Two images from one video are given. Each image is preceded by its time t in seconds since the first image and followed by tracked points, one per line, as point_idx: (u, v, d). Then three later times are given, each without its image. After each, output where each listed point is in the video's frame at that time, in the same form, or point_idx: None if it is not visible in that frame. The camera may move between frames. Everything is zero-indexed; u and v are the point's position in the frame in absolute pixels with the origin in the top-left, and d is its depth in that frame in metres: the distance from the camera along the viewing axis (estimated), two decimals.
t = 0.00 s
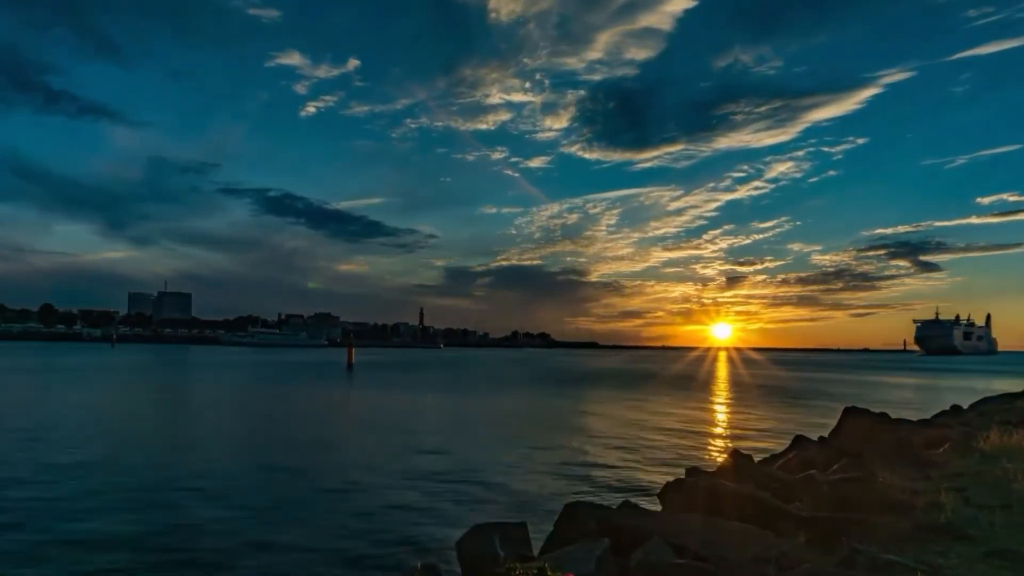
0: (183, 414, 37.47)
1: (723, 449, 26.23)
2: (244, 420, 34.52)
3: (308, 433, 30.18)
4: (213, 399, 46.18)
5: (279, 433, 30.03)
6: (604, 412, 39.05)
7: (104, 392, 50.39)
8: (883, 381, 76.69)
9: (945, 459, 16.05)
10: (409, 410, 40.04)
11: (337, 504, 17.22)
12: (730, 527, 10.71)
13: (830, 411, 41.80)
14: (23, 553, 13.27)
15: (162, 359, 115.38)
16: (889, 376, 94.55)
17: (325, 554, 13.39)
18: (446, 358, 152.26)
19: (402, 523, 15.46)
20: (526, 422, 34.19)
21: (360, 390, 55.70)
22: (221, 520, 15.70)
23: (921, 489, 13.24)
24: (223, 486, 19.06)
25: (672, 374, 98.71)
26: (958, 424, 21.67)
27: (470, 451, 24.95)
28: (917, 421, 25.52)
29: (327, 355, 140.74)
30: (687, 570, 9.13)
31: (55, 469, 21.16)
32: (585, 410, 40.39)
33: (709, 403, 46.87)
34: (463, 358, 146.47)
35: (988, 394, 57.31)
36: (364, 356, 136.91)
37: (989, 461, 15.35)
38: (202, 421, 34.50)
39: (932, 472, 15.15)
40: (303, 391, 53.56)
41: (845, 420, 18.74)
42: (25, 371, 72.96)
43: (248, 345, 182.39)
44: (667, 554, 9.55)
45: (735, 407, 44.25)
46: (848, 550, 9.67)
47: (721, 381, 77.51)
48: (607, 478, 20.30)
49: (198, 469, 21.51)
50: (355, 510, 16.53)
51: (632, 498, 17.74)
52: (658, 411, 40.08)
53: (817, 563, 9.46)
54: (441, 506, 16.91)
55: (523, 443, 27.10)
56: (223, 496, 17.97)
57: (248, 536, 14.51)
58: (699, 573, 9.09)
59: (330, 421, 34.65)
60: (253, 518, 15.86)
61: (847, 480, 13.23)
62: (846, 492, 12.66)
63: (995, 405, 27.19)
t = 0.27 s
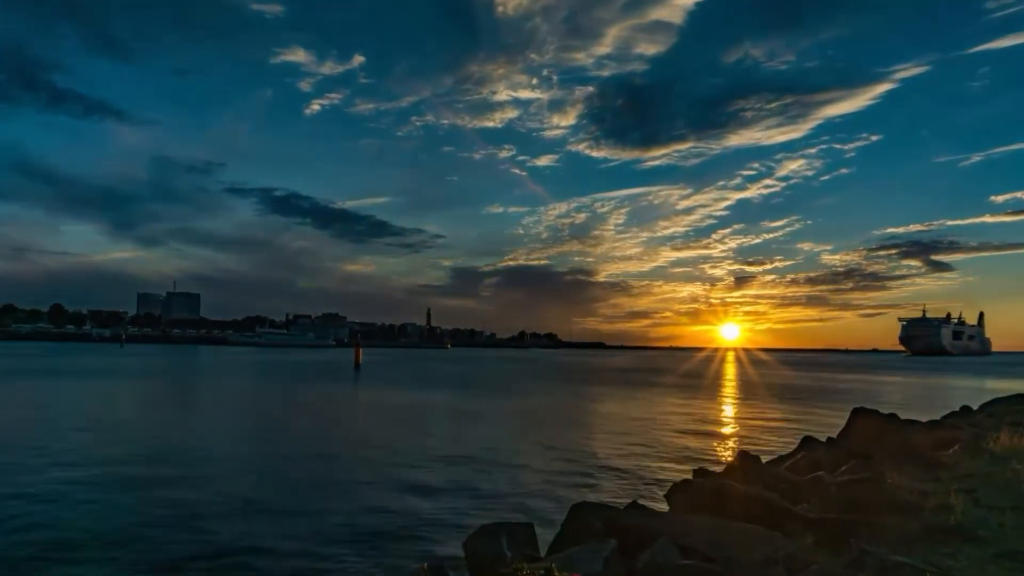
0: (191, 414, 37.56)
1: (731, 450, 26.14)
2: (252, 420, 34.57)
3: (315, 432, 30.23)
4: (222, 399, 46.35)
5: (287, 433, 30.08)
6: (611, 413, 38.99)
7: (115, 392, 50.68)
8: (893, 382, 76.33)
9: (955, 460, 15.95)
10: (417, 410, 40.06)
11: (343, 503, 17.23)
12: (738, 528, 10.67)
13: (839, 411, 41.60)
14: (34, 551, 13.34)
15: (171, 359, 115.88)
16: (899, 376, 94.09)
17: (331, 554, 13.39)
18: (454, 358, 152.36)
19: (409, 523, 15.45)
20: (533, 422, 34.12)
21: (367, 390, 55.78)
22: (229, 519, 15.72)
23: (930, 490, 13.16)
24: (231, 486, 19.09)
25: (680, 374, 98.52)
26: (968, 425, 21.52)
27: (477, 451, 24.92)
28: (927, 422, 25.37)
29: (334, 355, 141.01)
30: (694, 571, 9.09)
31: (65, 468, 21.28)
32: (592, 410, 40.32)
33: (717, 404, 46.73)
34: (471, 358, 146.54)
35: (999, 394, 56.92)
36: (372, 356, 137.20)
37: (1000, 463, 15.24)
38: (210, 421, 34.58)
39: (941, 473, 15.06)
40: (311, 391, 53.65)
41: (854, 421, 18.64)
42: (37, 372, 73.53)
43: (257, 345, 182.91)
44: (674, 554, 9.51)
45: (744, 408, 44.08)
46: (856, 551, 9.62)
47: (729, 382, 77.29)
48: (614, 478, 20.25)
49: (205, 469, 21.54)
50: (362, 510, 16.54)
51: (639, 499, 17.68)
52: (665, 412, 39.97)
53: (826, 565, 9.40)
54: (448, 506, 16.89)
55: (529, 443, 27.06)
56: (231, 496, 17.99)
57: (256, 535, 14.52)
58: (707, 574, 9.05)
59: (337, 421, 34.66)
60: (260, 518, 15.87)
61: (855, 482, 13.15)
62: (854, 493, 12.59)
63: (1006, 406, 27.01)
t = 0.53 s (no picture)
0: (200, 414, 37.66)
1: (740, 450, 26.06)
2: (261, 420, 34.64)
3: (324, 432, 30.29)
4: (232, 399, 46.50)
5: (296, 433, 30.16)
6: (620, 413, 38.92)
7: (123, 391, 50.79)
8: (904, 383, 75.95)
9: (966, 462, 15.84)
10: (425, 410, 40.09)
11: (352, 503, 17.26)
12: (747, 529, 10.63)
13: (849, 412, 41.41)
14: (44, 550, 13.38)
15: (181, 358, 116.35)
16: (909, 377, 93.59)
17: (340, 553, 13.40)
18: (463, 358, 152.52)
19: (417, 523, 15.44)
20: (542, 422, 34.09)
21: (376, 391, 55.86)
22: (238, 519, 15.76)
23: (941, 492, 13.08)
24: (240, 486, 19.13)
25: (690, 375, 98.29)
26: (980, 427, 21.38)
27: (485, 451, 24.92)
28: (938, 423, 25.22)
29: (343, 355, 141.32)
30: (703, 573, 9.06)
31: (75, 467, 21.37)
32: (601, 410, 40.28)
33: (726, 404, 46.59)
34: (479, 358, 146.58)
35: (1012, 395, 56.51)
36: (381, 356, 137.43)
37: (1011, 464, 15.13)
38: (219, 420, 34.69)
39: (952, 475, 14.96)
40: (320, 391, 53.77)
41: (864, 422, 18.55)
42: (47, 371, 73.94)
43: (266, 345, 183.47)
44: (683, 556, 9.47)
45: (752, 408, 43.95)
46: (866, 553, 9.56)
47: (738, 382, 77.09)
48: (622, 479, 20.21)
49: (215, 469, 21.61)
50: (370, 510, 16.55)
51: (647, 500, 17.63)
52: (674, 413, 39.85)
53: (836, 567, 9.35)
54: (457, 507, 16.88)
55: (538, 443, 27.04)
56: (240, 495, 18.04)
57: (265, 535, 14.56)
58: None
59: (345, 421, 34.71)
60: (269, 517, 15.91)
61: (865, 483, 13.08)
62: (864, 495, 12.52)
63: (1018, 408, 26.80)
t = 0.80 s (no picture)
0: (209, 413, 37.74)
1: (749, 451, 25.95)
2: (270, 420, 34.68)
3: (332, 432, 30.33)
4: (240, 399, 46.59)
5: (305, 432, 30.22)
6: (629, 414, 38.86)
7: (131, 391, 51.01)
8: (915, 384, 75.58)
9: (977, 463, 15.73)
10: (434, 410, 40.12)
11: (360, 503, 17.26)
12: (756, 530, 10.58)
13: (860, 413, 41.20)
14: (53, 549, 13.43)
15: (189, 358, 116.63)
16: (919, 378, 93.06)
17: (349, 553, 13.41)
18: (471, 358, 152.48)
19: (425, 523, 15.44)
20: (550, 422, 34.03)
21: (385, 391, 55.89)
22: (247, 518, 15.79)
23: (952, 493, 12.99)
24: (249, 485, 19.17)
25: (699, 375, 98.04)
26: (991, 428, 21.22)
27: (493, 452, 24.90)
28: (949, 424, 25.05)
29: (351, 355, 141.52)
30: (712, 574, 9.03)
31: (85, 467, 21.44)
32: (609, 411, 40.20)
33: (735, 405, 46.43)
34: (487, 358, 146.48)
35: None
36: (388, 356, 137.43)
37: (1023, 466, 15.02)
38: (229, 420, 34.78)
39: (963, 476, 14.86)
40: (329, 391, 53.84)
41: (874, 423, 18.45)
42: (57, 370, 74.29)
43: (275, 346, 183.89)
44: (692, 557, 9.44)
45: (760, 409, 43.83)
46: (876, 554, 9.51)
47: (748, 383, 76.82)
48: (630, 479, 20.16)
49: (224, 468, 21.66)
50: (379, 510, 16.56)
51: (655, 501, 17.58)
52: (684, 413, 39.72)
53: (846, 568, 9.30)
54: (465, 507, 16.87)
55: (547, 443, 26.99)
56: (249, 494, 18.08)
57: (274, 534, 14.58)
58: None
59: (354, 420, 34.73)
60: (278, 516, 15.93)
61: (875, 484, 13.01)
62: (874, 496, 12.45)
63: None
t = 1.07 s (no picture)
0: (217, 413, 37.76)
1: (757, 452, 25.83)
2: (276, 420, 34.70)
3: (339, 431, 30.33)
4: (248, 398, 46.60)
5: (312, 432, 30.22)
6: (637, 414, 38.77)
7: (138, 390, 51.12)
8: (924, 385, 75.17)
9: (987, 465, 15.61)
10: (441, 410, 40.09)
11: (367, 503, 17.24)
12: (765, 531, 10.52)
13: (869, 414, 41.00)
14: (60, 548, 13.43)
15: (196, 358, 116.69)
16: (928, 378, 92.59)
17: (356, 553, 13.39)
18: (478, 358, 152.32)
19: (432, 523, 15.41)
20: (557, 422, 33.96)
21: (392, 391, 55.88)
22: (254, 518, 15.79)
23: (962, 495, 12.89)
24: (256, 485, 19.18)
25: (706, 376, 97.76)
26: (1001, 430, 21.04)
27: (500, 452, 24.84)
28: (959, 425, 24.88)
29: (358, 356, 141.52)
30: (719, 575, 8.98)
31: (93, 466, 21.47)
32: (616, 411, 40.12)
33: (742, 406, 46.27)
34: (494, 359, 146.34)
35: None
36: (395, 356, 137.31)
37: None
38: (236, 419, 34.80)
39: (972, 478, 14.75)
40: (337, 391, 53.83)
41: (883, 424, 18.33)
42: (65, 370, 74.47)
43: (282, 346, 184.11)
44: (700, 558, 9.39)
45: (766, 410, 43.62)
46: (885, 556, 9.44)
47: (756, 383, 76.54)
48: (637, 480, 20.08)
49: (231, 468, 21.66)
50: (386, 510, 16.54)
51: (662, 502, 17.50)
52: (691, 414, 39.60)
53: (855, 569, 9.24)
54: (472, 507, 16.83)
55: (554, 444, 26.93)
56: (256, 494, 18.08)
57: (281, 533, 14.58)
58: None
59: (361, 421, 34.70)
60: (285, 516, 15.94)
61: (884, 486, 12.92)
62: (883, 498, 12.37)
63: None
